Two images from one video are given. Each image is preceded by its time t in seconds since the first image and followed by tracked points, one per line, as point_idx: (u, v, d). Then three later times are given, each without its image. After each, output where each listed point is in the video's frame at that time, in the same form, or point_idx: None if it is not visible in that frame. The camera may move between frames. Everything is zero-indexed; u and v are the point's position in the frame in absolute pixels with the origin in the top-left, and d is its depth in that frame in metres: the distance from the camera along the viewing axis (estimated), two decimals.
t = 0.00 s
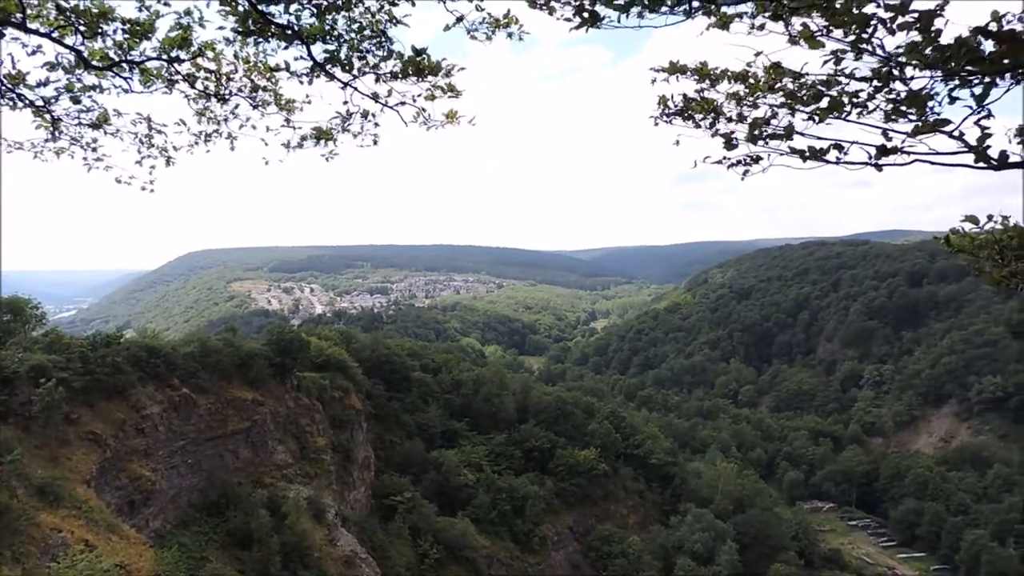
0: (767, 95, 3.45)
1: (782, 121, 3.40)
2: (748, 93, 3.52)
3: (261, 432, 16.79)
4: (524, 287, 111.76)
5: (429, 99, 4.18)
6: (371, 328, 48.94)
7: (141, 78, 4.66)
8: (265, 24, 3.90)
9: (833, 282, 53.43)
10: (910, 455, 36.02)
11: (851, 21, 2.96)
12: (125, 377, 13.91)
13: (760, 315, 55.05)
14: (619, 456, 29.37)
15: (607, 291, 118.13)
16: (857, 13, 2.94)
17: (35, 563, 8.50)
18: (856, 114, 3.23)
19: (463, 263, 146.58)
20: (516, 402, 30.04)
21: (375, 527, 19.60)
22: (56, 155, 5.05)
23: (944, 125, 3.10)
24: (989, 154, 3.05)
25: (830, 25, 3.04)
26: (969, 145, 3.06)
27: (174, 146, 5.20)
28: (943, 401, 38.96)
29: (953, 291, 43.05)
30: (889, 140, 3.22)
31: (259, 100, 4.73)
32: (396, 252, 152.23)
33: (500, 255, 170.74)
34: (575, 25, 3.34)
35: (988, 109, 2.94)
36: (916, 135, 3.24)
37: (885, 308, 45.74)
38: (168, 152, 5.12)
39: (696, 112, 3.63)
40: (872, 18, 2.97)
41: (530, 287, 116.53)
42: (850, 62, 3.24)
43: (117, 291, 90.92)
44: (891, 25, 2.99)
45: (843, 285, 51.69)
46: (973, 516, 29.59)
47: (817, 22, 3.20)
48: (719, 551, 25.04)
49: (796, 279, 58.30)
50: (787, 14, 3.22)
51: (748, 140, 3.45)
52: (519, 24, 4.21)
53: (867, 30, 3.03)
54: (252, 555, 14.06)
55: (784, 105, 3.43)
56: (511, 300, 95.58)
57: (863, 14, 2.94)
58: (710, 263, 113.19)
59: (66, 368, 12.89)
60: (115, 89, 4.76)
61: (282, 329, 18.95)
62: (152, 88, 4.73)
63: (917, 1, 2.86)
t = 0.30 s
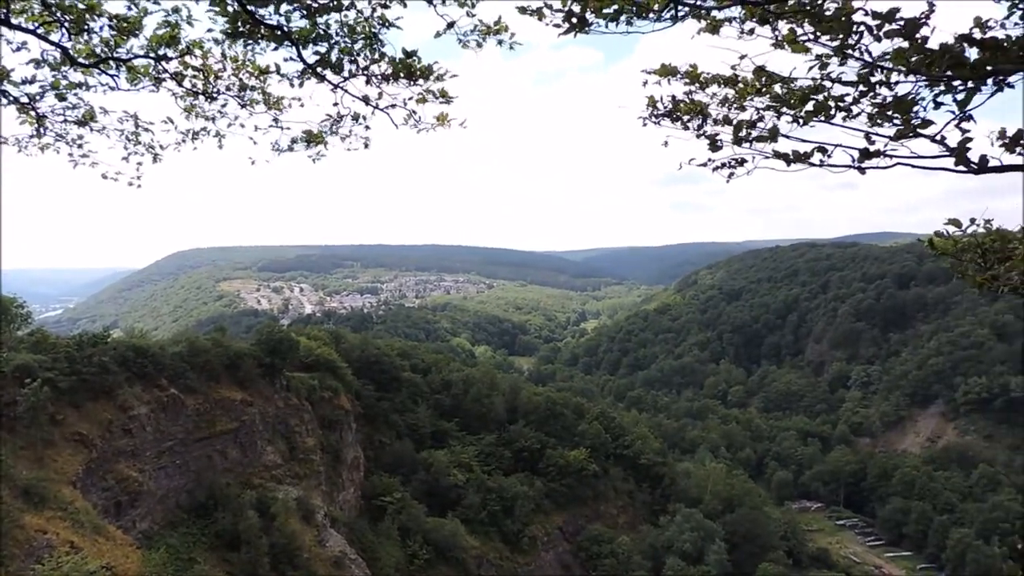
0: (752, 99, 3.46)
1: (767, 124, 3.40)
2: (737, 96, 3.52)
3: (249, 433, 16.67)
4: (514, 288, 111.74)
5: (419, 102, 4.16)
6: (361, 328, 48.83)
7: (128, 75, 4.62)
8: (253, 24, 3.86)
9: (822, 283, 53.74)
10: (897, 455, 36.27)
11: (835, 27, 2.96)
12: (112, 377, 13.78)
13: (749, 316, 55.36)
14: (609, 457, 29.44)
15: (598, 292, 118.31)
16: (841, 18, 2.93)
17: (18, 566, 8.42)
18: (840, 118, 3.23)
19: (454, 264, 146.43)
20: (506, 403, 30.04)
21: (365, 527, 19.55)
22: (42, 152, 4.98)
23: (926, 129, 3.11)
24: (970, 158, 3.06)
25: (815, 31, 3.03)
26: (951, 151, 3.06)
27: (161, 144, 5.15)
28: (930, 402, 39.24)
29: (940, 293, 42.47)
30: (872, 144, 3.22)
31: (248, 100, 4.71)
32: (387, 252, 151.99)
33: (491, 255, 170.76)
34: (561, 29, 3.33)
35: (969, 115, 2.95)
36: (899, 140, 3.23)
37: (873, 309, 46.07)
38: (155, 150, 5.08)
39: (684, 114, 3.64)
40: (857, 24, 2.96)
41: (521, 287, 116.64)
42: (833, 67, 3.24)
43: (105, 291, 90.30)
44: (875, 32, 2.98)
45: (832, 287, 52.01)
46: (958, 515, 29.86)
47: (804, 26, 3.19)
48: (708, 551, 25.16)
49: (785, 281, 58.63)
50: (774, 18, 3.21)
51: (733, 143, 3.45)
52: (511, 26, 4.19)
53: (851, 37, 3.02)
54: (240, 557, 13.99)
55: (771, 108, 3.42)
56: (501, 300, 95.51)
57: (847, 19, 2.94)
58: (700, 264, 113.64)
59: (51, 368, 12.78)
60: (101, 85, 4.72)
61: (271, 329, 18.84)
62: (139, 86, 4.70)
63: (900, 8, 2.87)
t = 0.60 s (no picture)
0: (739, 102, 3.48)
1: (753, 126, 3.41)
2: (722, 99, 3.54)
3: (238, 433, 16.57)
4: (505, 288, 111.74)
5: (410, 108, 4.14)
6: (351, 328, 48.71)
7: (117, 77, 4.58)
8: (244, 27, 3.84)
9: (811, 284, 54.09)
10: (885, 455, 36.48)
11: (820, 29, 2.97)
12: (100, 378, 13.68)
13: (739, 317, 55.67)
14: (599, 457, 29.51)
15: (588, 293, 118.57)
16: (827, 22, 2.94)
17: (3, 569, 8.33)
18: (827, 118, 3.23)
19: (444, 264, 146.24)
20: (497, 403, 30.05)
21: (354, 528, 19.49)
22: (30, 154, 4.93)
23: (910, 132, 3.13)
24: (953, 161, 3.08)
25: (802, 35, 3.04)
26: (936, 153, 3.08)
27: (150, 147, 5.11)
28: (917, 402, 39.49)
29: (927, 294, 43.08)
30: (857, 147, 3.25)
31: (238, 102, 4.67)
32: (377, 252, 151.63)
33: (482, 255, 170.75)
34: (549, 24, 3.31)
35: (953, 118, 2.97)
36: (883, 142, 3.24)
37: (862, 310, 46.32)
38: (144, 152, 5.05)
39: (670, 115, 3.65)
40: (842, 27, 2.98)
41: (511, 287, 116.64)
42: (819, 70, 3.26)
43: (93, 290, 89.69)
44: (860, 33, 2.99)
45: (821, 288, 52.37)
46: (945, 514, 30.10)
47: (789, 30, 3.20)
48: (698, 550, 25.27)
49: (774, 281, 58.92)
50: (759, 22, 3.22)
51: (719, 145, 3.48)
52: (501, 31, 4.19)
53: (837, 39, 3.04)
54: (229, 558, 13.89)
55: (756, 110, 3.44)
56: (492, 300, 95.48)
57: (832, 22, 2.95)
58: (689, 265, 114.16)
59: (38, 369, 12.67)
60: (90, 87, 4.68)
61: (260, 329, 18.75)
62: (128, 87, 4.66)
63: (885, 12, 2.88)
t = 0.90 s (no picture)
0: (728, 100, 3.49)
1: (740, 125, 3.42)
2: (711, 97, 3.55)
3: (225, 434, 16.46)
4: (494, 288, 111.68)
5: (398, 111, 4.13)
6: (339, 329, 48.54)
7: (103, 75, 4.54)
8: (231, 28, 3.82)
9: (798, 285, 54.43)
10: (871, 454, 36.72)
11: (806, 30, 2.98)
12: (85, 379, 13.55)
13: (727, 318, 55.95)
14: (588, 457, 29.56)
15: (577, 293, 118.68)
16: (812, 23, 2.96)
17: None
18: (812, 119, 3.24)
19: (433, 264, 146.05)
20: (485, 404, 30.03)
21: (342, 529, 19.41)
22: (13, 154, 4.87)
23: (894, 133, 3.14)
24: (936, 161, 3.09)
25: (788, 35, 3.05)
26: (919, 154, 3.10)
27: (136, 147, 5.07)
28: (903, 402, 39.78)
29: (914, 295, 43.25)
30: (841, 148, 3.26)
31: (226, 103, 4.64)
32: (365, 252, 151.14)
33: (472, 256, 170.68)
34: (537, 17, 3.30)
35: (937, 118, 2.98)
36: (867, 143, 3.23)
37: (849, 311, 46.62)
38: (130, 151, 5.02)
39: (659, 113, 3.67)
40: (827, 28, 2.99)
41: (500, 288, 116.56)
42: (804, 72, 3.28)
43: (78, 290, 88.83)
44: (844, 35, 3.00)
45: (808, 289, 52.70)
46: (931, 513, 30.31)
47: (774, 31, 3.18)
48: (686, 550, 25.36)
49: (762, 282, 59.23)
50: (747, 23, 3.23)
51: (706, 143, 3.49)
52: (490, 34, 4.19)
53: (822, 40, 3.05)
54: (216, 559, 13.78)
55: (744, 110, 3.46)
56: (481, 301, 95.41)
57: (815, 23, 2.97)
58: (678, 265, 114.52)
59: (22, 370, 12.53)
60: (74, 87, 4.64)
61: (247, 330, 18.67)
62: (114, 87, 4.62)
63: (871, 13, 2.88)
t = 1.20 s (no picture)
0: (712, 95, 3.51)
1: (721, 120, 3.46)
2: (694, 91, 3.59)
3: (212, 436, 16.35)
4: (482, 288, 111.38)
5: (382, 110, 4.12)
6: (327, 330, 48.27)
7: (84, 74, 4.50)
8: (212, 26, 3.79)
9: (785, 284, 54.72)
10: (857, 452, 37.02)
11: (791, 26, 3.02)
12: (70, 381, 13.40)
13: (714, 317, 56.22)
14: (577, 457, 29.61)
15: (565, 293, 118.65)
16: (797, 20, 3.00)
17: None
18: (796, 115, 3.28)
19: (421, 264, 145.64)
20: (474, 404, 30.00)
21: (331, 531, 19.34)
22: None
23: (874, 131, 3.20)
24: (916, 160, 3.15)
25: (774, 31, 3.07)
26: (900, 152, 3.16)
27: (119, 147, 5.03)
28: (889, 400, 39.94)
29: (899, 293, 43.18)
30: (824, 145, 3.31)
31: (209, 101, 4.62)
32: (353, 252, 150.52)
33: (460, 256, 170.36)
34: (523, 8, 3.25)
35: (916, 117, 3.05)
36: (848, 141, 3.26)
37: (835, 310, 46.99)
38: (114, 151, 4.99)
39: (643, 104, 3.68)
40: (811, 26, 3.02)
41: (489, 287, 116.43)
42: (787, 69, 3.32)
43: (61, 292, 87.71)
44: (831, 33, 3.03)
45: (795, 288, 53.00)
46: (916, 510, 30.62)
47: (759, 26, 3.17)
48: (675, 549, 25.47)
49: (749, 281, 59.50)
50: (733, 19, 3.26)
51: (690, 136, 3.52)
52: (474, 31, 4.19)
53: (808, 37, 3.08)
54: (203, 562, 13.69)
55: (728, 103, 3.49)
56: (469, 301, 95.16)
57: (800, 21, 3.01)
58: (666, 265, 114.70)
59: (4, 373, 12.36)
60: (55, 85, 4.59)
61: (234, 331, 18.54)
62: (95, 85, 4.58)
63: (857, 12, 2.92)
